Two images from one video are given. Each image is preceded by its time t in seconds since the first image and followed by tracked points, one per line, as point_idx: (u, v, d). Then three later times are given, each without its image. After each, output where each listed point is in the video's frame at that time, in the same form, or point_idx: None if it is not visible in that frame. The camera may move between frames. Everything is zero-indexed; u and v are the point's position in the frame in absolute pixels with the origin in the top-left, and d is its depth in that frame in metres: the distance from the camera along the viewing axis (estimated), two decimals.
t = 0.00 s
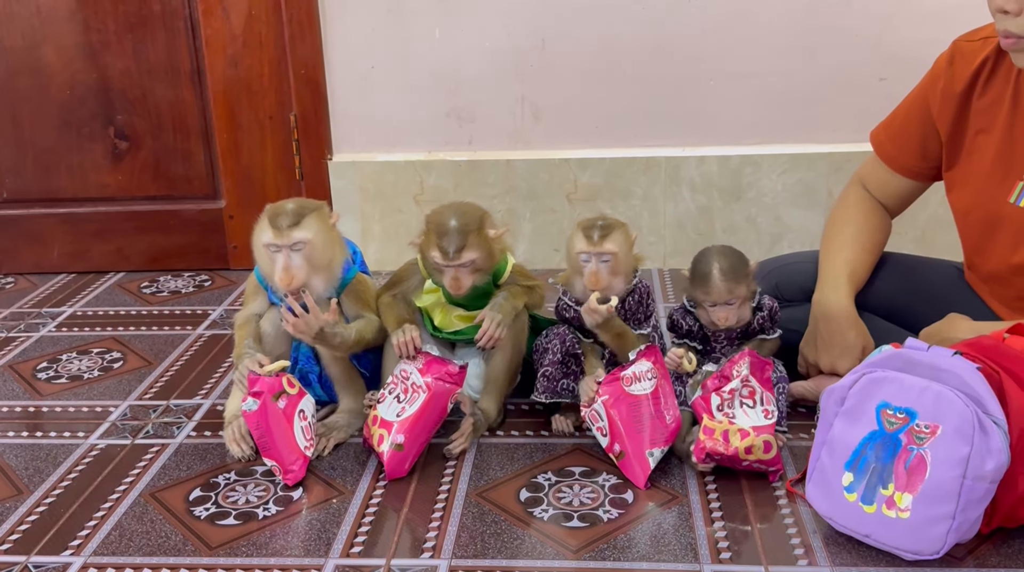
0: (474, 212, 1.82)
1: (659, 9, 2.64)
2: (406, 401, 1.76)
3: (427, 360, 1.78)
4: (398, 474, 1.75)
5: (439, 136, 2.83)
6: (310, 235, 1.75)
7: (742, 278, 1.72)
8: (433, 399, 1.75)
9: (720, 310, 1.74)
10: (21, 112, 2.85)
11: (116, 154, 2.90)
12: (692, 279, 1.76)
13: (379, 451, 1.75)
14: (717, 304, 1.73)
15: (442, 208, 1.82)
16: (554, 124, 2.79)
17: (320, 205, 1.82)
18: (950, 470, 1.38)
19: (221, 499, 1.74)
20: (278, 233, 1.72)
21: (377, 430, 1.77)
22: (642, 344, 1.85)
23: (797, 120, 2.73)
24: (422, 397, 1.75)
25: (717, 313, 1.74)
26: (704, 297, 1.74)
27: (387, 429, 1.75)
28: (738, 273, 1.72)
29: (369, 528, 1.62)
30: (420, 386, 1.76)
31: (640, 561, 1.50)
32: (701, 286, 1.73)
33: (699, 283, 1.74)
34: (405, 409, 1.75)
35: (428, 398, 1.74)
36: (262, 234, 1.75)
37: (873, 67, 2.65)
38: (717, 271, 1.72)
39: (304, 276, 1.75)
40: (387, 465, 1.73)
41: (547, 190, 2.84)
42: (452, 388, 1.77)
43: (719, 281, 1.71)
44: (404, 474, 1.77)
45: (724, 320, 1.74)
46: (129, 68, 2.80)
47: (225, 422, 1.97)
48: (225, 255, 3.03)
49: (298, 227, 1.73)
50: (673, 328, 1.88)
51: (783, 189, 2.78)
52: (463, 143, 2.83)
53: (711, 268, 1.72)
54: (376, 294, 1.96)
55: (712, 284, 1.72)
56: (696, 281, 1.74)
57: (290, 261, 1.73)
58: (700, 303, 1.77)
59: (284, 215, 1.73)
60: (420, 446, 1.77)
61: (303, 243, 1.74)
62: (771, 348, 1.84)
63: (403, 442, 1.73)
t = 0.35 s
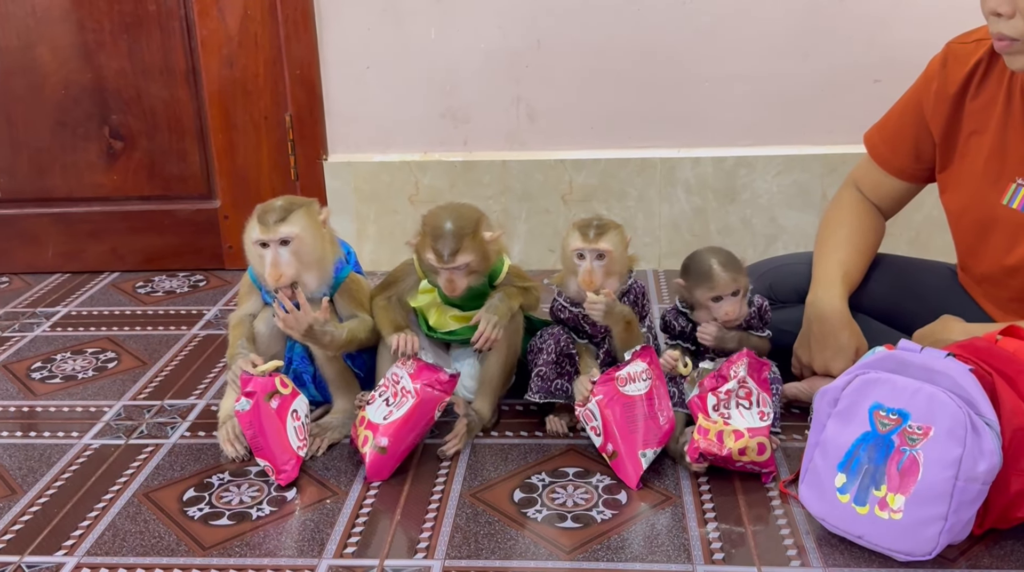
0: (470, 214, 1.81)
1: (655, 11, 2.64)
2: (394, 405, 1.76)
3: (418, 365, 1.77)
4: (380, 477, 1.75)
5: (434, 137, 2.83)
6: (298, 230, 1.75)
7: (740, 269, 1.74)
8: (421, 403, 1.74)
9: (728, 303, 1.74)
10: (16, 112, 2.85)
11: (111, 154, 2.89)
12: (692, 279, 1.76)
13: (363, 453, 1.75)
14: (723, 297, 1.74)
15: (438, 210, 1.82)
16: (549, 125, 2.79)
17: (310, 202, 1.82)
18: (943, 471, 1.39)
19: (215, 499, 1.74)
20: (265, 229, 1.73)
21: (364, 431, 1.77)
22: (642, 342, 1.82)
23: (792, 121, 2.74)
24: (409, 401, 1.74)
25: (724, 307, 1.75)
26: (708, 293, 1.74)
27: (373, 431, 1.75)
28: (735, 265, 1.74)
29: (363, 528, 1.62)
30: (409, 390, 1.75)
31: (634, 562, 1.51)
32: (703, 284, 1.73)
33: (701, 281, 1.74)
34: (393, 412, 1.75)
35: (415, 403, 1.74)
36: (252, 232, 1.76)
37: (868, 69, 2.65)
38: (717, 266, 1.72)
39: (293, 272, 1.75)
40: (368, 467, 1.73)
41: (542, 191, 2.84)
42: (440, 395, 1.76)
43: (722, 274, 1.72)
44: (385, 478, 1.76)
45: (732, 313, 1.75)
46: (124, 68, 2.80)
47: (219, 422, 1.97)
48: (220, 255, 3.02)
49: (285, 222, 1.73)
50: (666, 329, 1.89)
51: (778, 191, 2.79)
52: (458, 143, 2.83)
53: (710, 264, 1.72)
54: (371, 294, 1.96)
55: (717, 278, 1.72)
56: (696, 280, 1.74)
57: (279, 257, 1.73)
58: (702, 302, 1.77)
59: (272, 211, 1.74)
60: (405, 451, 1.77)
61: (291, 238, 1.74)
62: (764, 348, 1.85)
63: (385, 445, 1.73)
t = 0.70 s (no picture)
0: (467, 218, 1.80)
1: (651, 13, 2.64)
2: (389, 409, 1.76)
3: (418, 373, 1.78)
4: (369, 479, 1.74)
5: (431, 138, 2.83)
6: (297, 231, 1.75)
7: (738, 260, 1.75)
8: (417, 409, 1.75)
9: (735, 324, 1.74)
10: (11, 112, 2.84)
11: (106, 154, 2.89)
12: (692, 273, 1.76)
13: (354, 454, 1.75)
14: (727, 287, 1.74)
15: (435, 214, 1.81)
16: (546, 126, 2.79)
17: (307, 203, 1.82)
18: (936, 474, 1.39)
19: (209, 500, 1.73)
20: (264, 230, 1.72)
21: (355, 433, 1.77)
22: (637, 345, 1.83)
23: (788, 124, 2.74)
24: (406, 406, 1.75)
25: (729, 297, 1.74)
26: (711, 284, 1.74)
27: (366, 433, 1.75)
28: (733, 255, 1.75)
29: (357, 530, 1.62)
30: (406, 395, 1.76)
31: (628, 564, 1.51)
32: (706, 275, 1.73)
33: (703, 273, 1.74)
34: (388, 416, 1.75)
35: (412, 408, 1.75)
36: (249, 232, 1.75)
37: (864, 72, 2.66)
38: (717, 256, 1.73)
39: (291, 273, 1.75)
40: (359, 468, 1.72)
41: (538, 193, 2.84)
42: (437, 403, 1.77)
43: (723, 263, 1.72)
44: (373, 481, 1.75)
45: (737, 302, 1.74)
46: (120, 68, 2.79)
47: (213, 423, 1.97)
48: (216, 255, 3.02)
49: (284, 223, 1.73)
50: (660, 331, 1.88)
51: (774, 193, 2.79)
52: (454, 144, 2.83)
53: (709, 254, 1.74)
54: (366, 295, 1.96)
55: (719, 267, 1.73)
56: (697, 273, 1.75)
57: (277, 258, 1.73)
58: (705, 296, 1.76)
59: (270, 212, 1.74)
60: (396, 457, 1.76)
61: (290, 239, 1.74)
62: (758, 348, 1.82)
63: (378, 448, 1.73)
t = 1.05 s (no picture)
0: (471, 218, 1.80)
1: (649, 14, 2.64)
2: (398, 417, 1.75)
3: (434, 386, 1.78)
4: (365, 482, 1.73)
5: (428, 140, 2.83)
6: (299, 245, 1.74)
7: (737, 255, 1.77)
8: (427, 422, 1.74)
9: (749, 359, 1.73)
10: (8, 111, 2.84)
11: (103, 154, 2.88)
12: (694, 267, 1.77)
13: (355, 455, 1.74)
14: (729, 279, 1.74)
15: (438, 213, 1.81)
16: (544, 128, 2.79)
17: (304, 210, 1.81)
18: (933, 479, 1.39)
19: (204, 503, 1.73)
20: (266, 246, 1.71)
21: (360, 434, 1.76)
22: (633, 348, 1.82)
23: (785, 126, 2.74)
24: (417, 417, 1.74)
25: (730, 289, 1.74)
26: (713, 276, 1.74)
27: (372, 437, 1.74)
28: (733, 249, 1.77)
29: (352, 533, 1.62)
30: (418, 406, 1.75)
31: (624, 569, 1.50)
32: (709, 267, 1.74)
33: (705, 265, 1.75)
34: (396, 423, 1.74)
35: (422, 420, 1.74)
36: (249, 245, 1.74)
37: (861, 75, 2.66)
38: (719, 249, 1.75)
39: (294, 286, 1.75)
40: (359, 469, 1.72)
41: (535, 195, 2.84)
42: (447, 419, 1.77)
43: (725, 255, 1.74)
44: (368, 485, 1.75)
45: (740, 295, 1.74)
46: (117, 68, 2.79)
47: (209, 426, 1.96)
48: (212, 257, 3.01)
49: (286, 238, 1.72)
50: (659, 331, 1.86)
51: (771, 196, 2.79)
52: (452, 146, 2.83)
53: (710, 248, 1.76)
54: (364, 297, 1.95)
55: (721, 259, 1.74)
56: (700, 265, 1.75)
57: (280, 273, 1.73)
58: (707, 290, 1.76)
59: (270, 225, 1.72)
60: (397, 464, 1.76)
61: (292, 253, 1.73)
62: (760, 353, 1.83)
63: (382, 453, 1.72)
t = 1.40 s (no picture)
0: (462, 224, 1.78)
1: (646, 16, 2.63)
2: (381, 422, 1.73)
3: (418, 391, 1.74)
4: (342, 487, 1.73)
5: (423, 141, 2.81)
6: (290, 246, 1.73)
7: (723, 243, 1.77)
8: (405, 429, 1.71)
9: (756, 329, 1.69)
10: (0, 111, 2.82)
11: (97, 155, 2.86)
12: (684, 263, 1.75)
13: (337, 459, 1.74)
14: (723, 262, 1.72)
15: (430, 221, 1.78)
16: (540, 129, 2.78)
17: (298, 212, 1.80)
18: (929, 485, 1.37)
19: (195, 506, 1.71)
20: (256, 245, 1.70)
21: (344, 438, 1.75)
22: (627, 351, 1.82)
23: (782, 128, 2.73)
24: (396, 423, 1.72)
25: (728, 271, 1.72)
26: (706, 264, 1.72)
27: (353, 441, 1.73)
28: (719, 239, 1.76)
29: (344, 537, 1.60)
30: (399, 412, 1.72)
31: None
32: (699, 256, 1.72)
33: (695, 256, 1.73)
34: (376, 429, 1.72)
35: (400, 426, 1.71)
36: (240, 243, 1.73)
37: (858, 77, 2.65)
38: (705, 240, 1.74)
39: (283, 286, 1.74)
40: (337, 472, 1.72)
41: (531, 196, 2.82)
42: (428, 426, 1.73)
43: (711, 242, 1.73)
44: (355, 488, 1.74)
45: (738, 275, 1.72)
46: (111, 68, 2.77)
47: (200, 428, 1.95)
48: (206, 257, 3.00)
49: (277, 238, 1.71)
50: (657, 330, 1.85)
51: (767, 199, 2.78)
52: (447, 147, 2.82)
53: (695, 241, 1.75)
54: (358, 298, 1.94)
55: (708, 247, 1.73)
56: (691, 258, 1.74)
57: (269, 273, 1.72)
58: (705, 281, 1.72)
59: (262, 225, 1.71)
60: (378, 469, 1.74)
61: (283, 254, 1.72)
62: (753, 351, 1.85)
63: (360, 458, 1.71)
